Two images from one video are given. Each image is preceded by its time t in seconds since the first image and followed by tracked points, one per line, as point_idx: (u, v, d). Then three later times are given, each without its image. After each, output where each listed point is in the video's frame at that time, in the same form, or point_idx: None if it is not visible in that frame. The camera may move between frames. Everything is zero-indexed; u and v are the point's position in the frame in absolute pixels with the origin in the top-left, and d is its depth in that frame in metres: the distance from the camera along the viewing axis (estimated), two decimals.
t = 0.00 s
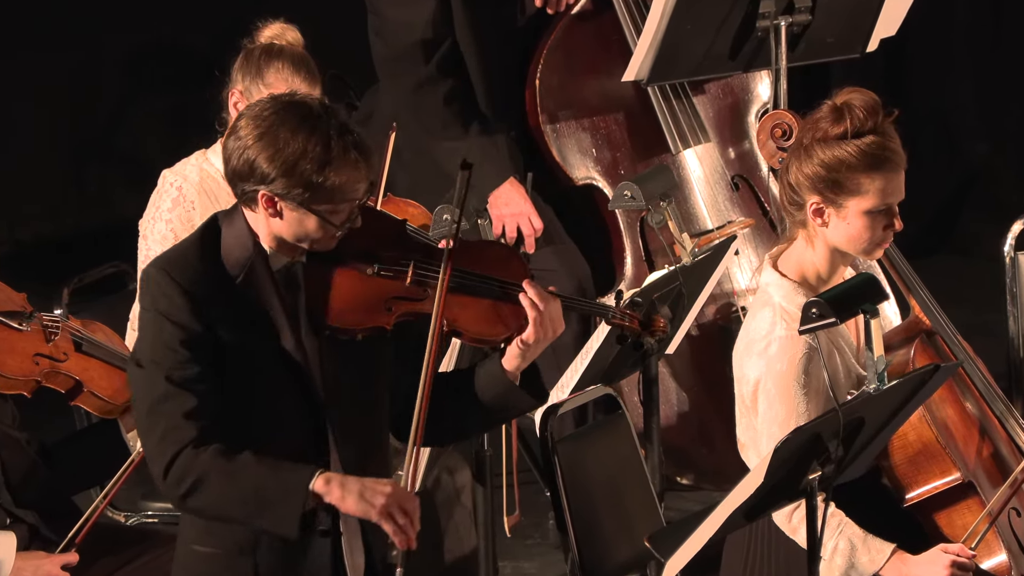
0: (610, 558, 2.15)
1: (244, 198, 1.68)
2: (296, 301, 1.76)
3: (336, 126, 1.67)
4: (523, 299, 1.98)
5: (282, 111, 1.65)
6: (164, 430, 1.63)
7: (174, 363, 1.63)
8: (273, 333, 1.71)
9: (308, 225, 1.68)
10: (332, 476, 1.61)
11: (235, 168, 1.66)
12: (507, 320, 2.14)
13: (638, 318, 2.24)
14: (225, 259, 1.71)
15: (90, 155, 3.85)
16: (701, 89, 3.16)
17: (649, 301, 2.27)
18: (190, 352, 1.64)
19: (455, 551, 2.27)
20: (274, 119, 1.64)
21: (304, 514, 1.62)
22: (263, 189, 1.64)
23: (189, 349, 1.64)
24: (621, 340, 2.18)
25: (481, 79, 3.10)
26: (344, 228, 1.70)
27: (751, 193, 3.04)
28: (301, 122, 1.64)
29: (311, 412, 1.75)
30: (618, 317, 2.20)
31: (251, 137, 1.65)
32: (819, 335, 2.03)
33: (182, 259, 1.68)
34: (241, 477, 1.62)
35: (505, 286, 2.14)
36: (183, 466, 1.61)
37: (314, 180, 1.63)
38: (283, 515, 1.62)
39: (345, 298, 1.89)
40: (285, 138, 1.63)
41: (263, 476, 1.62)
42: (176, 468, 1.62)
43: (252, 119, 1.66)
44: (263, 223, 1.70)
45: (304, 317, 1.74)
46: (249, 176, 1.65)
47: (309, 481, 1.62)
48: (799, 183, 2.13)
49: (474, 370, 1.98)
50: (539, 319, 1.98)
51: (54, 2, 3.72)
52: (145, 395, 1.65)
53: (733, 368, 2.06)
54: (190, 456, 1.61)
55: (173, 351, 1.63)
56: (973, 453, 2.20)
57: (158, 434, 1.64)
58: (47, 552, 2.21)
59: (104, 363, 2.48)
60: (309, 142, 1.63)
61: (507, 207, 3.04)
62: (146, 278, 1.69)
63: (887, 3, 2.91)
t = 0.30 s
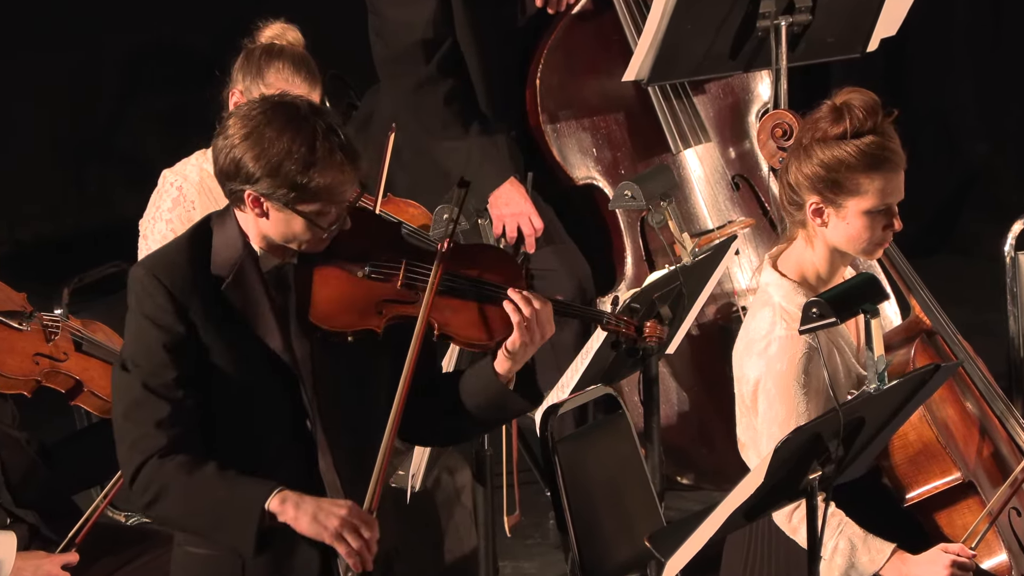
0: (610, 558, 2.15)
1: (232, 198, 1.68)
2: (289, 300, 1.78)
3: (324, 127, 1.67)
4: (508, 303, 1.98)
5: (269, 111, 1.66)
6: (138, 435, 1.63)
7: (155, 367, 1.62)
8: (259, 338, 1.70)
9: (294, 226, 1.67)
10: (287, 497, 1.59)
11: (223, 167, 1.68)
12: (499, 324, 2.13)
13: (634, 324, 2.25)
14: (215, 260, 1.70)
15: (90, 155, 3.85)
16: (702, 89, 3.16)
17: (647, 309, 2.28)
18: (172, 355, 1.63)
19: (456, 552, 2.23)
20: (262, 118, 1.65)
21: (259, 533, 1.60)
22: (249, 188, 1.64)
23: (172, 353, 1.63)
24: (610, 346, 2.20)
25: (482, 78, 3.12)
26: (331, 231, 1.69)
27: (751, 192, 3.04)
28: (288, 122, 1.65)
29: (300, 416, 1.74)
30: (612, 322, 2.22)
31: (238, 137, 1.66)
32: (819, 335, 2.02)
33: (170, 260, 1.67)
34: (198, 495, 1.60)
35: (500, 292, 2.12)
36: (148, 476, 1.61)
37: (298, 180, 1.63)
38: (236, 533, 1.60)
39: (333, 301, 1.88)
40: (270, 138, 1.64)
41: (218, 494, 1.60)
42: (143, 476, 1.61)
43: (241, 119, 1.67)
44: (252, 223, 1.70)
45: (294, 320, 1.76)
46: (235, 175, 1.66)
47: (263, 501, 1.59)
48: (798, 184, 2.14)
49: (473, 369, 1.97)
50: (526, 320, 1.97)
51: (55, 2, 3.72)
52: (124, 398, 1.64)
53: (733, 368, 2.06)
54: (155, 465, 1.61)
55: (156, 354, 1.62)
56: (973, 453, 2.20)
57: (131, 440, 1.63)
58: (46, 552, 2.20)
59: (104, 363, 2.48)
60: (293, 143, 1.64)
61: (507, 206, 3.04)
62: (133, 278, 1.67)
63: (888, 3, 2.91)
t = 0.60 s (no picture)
0: (610, 559, 2.14)
1: (223, 196, 1.68)
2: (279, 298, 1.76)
3: (312, 121, 1.67)
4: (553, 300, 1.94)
5: (256, 106, 1.66)
6: (131, 442, 1.60)
7: (148, 369, 1.61)
8: (252, 339, 1.69)
9: (286, 222, 1.67)
10: (291, 488, 1.57)
11: (213, 166, 1.68)
12: (495, 318, 2.10)
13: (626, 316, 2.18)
14: (206, 261, 1.69)
15: (91, 155, 3.85)
16: (702, 88, 3.16)
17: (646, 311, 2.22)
18: (164, 356, 1.62)
19: (455, 551, 2.26)
20: (249, 115, 1.65)
21: (263, 527, 1.58)
22: (240, 186, 1.65)
23: (165, 353, 1.62)
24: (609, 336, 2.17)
25: (481, 78, 3.10)
26: (324, 225, 1.69)
27: (751, 192, 3.04)
28: (275, 117, 1.65)
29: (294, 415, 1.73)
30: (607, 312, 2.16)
31: (227, 135, 1.66)
32: (819, 335, 2.02)
33: (160, 262, 1.66)
34: (195, 495, 1.57)
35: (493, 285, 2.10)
36: (143, 482, 1.58)
37: (288, 174, 1.64)
38: (242, 532, 1.59)
39: (325, 298, 1.88)
40: (260, 133, 1.64)
41: (217, 493, 1.57)
42: (138, 483, 1.58)
43: (229, 117, 1.67)
44: (244, 222, 1.70)
45: (285, 318, 1.75)
46: (226, 174, 1.66)
47: (265, 495, 1.57)
48: (797, 183, 2.14)
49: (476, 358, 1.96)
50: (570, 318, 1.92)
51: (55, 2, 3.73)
52: (116, 406, 1.62)
53: (734, 367, 2.06)
54: (149, 471, 1.58)
55: (149, 355, 1.61)
56: (974, 453, 2.20)
57: (124, 448, 1.61)
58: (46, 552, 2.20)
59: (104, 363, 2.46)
60: (282, 137, 1.64)
61: (507, 206, 3.04)
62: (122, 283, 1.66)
63: (888, 3, 2.91)
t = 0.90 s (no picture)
0: (610, 559, 2.14)
1: (215, 193, 1.65)
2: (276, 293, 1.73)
3: (291, 116, 1.59)
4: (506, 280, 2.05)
5: (240, 104, 1.61)
6: (163, 420, 1.55)
7: (160, 352, 1.57)
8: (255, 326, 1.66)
9: (274, 219, 1.62)
10: (324, 379, 1.57)
11: (202, 164, 1.64)
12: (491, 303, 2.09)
13: (622, 299, 2.18)
14: (204, 254, 1.66)
15: (91, 155, 3.85)
16: (702, 89, 3.16)
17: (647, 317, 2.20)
18: (175, 341, 1.59)
19: (454, 552, 2.27)
20: (232, 114, 1.60)
21: (320, 423, 1.57)
22: (225, 185, 1.60)
23: (174, 338, 1.59)
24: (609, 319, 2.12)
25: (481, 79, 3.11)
26: (313, 219, 1.62)
27: (751, 192, 3.04)
28: (256, 114, 1.59)
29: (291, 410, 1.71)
30: (602, 296, 2.17)
31: (213, 133, 1.62)
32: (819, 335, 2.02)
33: (161, 253, 1.63)
34: (246, 426, 1.55)
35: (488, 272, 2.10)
36: (190, 444, 1.53)
37: (268, 173, 1.58)
38: (307, 435, 1.56)
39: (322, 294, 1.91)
40: (241, 131, 1.59)
41: (264, 411, 1.55)
42: (188, 450, 1.54)
43: (217, 115, 1.63)
44: (239, 219, 1.66)
45: (282, 315, 1.72)
46: (213, 172, 1.63)
47: (308, 385, 1.57)
48: (797, 184, 2.14)
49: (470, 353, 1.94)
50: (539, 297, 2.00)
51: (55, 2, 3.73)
52: (137, 392, 1.58)
53: (734, 367, 2.06)
54: (192, 437, 1.54)
55: (157, 341, 1.58)
56: (975, 452, 2.20)
57: (157, 425, 1.56)
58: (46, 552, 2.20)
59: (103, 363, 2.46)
60: (261, 135, 1.58)
61: (507, 206, 3.03)
62: (125, 275, 1.63)
63: (888, 4, 2.91)
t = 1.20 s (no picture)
0: (610, 559, 2.14)
1: (221, 187, 1.66)
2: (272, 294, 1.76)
3: (313, 125, 1.62)
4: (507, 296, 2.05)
5: (261, 105, 1.61)
6: (193, 389, 1.61)
7: (175, 329, 1.63)
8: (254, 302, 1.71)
9: (279, 223, 1.64)
10: (347, 316, 1.67)
11: (212, 157, 1.64)
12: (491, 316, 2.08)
13: (622, 315, 2.22)
14: (206, 246, 1.70)
15: (91, 155, 3.85)
16: (702, 88, 3.16)
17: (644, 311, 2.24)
18: (186, 318, 1.64)
19: (455, 552, 2.27)
20: (251, 113, 1.61)
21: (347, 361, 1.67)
22: (235, 182, 1.62)
23: (186, 317, 1.64)
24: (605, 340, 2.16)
25: (481, 79, 3.11)
26: (315, 230, 1.66)
27: (751, 192, 3.04)
28: (277, 118, 1.60)
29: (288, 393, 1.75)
30: (601, 313, 2.20)
31: (229, 129, 1.62)
32: (819, 335, 2.02)
33: (164, 241, 1.68)
34: (274, 381, 1.62)
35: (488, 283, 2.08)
36: (226, 409, 1.60)
37: (282, 178, 1.59)
38: (335, 375, 1.65)
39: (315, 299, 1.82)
40: (259, 133, 1.60)
41: (287, 363, 1.63)
42: (222, 414, 1.60)
43: (235, 110, 1.63)
44: (241, 216, 1.67)
45: (279, 306, 1.77)
46: (223, 166, 1.63)
47: (330, 329, 1.67)
48: (796, 184, 2.13)
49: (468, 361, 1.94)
50: (538, 313, 2.04)
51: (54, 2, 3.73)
52: (158, 371, 1.63)
53: (734, 367, 2.06)
54: (225, 402, 1.60)
55: (170, 320, 1.63)
56: (975, 452, 2.20)
57: (188, 397, 1.61)
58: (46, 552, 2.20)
59: (103, 362, 2.44)
60: (280, 139, 1.60)
61: (507, 206, 3.04)
62: (129, 262, 1.67)
63: (887, 4, 2.91)
